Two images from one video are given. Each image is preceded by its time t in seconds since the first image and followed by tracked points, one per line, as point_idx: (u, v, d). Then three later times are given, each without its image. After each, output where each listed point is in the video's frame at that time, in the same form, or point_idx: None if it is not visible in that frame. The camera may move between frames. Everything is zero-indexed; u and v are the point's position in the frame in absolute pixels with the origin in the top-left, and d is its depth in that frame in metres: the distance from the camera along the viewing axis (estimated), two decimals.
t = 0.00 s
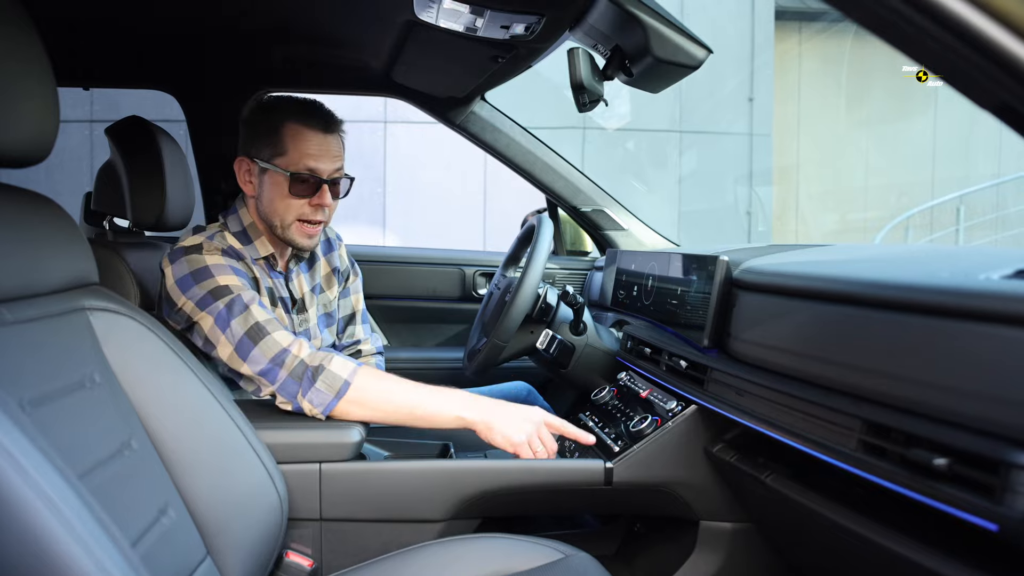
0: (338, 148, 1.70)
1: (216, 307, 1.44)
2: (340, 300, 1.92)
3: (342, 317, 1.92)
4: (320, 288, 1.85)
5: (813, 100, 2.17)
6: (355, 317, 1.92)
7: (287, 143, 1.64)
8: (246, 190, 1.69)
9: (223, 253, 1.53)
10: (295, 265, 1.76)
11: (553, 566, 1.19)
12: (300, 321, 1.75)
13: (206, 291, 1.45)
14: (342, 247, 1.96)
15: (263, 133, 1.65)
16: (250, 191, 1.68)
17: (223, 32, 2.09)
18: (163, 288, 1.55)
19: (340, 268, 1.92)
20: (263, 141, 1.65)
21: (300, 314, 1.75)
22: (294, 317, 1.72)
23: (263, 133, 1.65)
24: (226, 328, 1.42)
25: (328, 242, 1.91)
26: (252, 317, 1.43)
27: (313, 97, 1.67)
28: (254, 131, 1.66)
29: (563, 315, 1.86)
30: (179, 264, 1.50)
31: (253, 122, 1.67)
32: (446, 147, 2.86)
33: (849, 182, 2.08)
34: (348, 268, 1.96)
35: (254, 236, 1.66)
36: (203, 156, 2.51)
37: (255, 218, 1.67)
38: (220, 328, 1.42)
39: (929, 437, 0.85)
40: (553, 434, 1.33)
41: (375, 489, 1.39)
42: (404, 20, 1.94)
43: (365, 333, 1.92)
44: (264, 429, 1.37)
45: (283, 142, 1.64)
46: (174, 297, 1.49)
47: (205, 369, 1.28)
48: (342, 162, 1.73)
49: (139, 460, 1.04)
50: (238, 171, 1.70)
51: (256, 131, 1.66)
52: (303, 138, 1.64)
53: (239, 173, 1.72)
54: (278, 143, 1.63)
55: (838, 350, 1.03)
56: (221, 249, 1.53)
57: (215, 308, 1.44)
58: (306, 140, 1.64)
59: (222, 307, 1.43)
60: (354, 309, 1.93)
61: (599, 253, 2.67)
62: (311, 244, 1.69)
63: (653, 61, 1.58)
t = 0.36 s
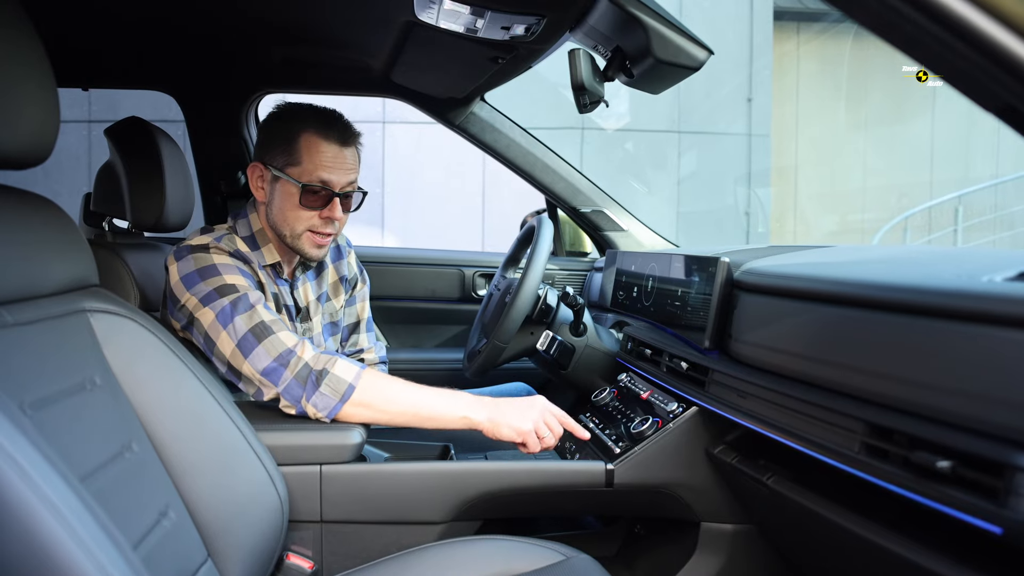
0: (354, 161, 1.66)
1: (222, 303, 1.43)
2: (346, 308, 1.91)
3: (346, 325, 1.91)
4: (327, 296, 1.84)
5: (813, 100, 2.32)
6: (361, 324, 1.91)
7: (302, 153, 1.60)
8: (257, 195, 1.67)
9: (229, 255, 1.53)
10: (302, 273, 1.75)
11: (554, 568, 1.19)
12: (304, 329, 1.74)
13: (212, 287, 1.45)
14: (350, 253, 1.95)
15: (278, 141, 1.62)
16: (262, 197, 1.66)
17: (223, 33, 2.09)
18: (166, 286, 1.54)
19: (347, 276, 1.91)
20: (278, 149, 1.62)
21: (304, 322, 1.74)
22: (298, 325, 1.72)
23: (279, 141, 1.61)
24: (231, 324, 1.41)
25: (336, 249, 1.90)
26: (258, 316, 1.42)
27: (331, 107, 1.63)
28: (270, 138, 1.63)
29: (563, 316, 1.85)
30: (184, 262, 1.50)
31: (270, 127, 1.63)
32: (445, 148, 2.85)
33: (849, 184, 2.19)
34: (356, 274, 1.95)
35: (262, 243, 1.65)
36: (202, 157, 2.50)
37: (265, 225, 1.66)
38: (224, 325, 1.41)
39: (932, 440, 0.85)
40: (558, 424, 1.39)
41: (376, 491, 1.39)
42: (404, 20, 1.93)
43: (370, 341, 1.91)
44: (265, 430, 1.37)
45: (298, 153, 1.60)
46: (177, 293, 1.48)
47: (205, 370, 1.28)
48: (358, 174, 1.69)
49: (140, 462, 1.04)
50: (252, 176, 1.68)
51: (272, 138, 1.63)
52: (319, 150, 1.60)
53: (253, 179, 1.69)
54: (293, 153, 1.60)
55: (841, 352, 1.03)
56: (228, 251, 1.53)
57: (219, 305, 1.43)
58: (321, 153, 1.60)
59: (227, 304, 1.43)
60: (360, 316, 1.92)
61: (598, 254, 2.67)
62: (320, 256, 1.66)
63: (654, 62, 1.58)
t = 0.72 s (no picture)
0: (307, 139, 1.57)
1: (207, 309, 1.41)
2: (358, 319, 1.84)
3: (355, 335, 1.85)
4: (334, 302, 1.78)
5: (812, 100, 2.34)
6: (372, 336, 1.87)
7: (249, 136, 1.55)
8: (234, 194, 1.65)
9: (219, 257, 1.50)
10: (301, 273, 1.69)
11: (555, 569, 1.18)
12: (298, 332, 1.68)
13: (197, 294, 1.43)
14: (367, 261, 1.89)
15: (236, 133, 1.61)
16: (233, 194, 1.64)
17: (222, 32, 2.08)
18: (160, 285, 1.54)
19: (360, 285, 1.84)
20: (234, 139, 1.60)
21: (299, 324, 1.69)
22: (291, 326, 1.68)
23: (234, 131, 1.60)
24: (217, 330, 1.40)
25: (350, 255, 1.84)
26: (244, 321, 1.40)
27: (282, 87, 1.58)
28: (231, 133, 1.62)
29: (563, 317, 1.85)
30: (172, 264, 1.48)
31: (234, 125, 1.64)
32: (445, 148, 2.85)
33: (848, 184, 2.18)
34: (371, 284, 1.88)
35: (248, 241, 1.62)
36: (201, 157, 2.50)
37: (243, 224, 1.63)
38: (212, 332, 1.40)
39: (936, 441, 0.85)
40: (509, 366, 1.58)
41: (376, 492, 1.39)
42: (404, 20, 1.93)
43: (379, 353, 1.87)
44: (265, 431, 1.36)
45: (246, 136, 1.56)
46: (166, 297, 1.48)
47: (203, 370, 1.27)
48: (316, 154, 1.58)
49: (140, 463, 1.03)
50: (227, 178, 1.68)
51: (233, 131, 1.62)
52: (264, 129, 1.55)
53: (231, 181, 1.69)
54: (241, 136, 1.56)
55: (843, 352, 1.03)
56: (217, 253, 1.50)
57: (205, 311, 1.41)
58: (261, 131, 1.54)
59: (212, 309, 1.41)
60: (372, 328, 1.87)
61: (598, 254, 2.67)
62: (282, 241, 1.55)
63: (654, 62, 1.57)
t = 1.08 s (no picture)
0: (310, 153, 1.53)
1: (206, 311, 1.40)
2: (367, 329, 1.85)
3: (363, 344, 1.85)
4: (342, 311, 1.77)
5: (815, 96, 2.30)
6: (380, 347, 1.86)
7: (252, 151, 1.53)
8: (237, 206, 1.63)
9: (219, 262, 1.49)
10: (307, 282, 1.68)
11: (556, 571, 1.17)
12: (303, 341, 1.67)
13: (197, 296, 1.42)
14: (380, 270, 1.87)
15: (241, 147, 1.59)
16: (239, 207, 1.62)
17: (220, 31, 2.07)
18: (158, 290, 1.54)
19: (370, 294, 1.83)
20: (240, 154, 1.58)
21: (304, 333, 1.67)
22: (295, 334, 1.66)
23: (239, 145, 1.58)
24: (217, 333, 1.39)
25: (361, 264, 1.82)
26: (243, 322, 1.39)
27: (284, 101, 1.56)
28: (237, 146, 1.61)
29: (563, 317, 1.85)
30: (172, 266, 1.48)
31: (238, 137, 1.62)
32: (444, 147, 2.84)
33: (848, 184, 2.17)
34: (382, 293, 1.87)
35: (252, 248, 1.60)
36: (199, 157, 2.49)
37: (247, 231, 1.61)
38: (212, 334, 1.39)
39: (941, 443, 0.85)
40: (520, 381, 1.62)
41: (376, 494, 1.38)
42: (403, 18, 1.92)
43: (386, 363, 1.86)
44: (264, 433, 1.36)
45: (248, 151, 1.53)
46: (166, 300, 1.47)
47: (203, 371, 1.26)
48: (319, 167, 1.55)
49: (138, 465, 1.03)
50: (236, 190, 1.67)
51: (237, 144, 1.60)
52: (267, 145, 1.52)
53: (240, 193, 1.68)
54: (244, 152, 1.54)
55: (846, 354, 1.02)
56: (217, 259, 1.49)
57: (205, 313, 1.40)
58: (264, 147, 1.51)
59: (212, 311, 1.40)
60: (380, 338, 1.86)
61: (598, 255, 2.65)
62: (284, 257, 1.52)
63: (655, 61, 1.57)
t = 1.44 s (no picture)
0: (319, 154, 1.53)
1: (205, 313, 1.40)
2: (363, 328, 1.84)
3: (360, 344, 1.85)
4: (338, 312, 1.77)
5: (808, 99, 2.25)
6: (376, 346, 1.87)
7: (259, 153, 1.51)
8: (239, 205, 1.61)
9: (216, 263, 1.49)
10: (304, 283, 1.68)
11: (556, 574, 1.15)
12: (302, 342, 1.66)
13: (194, 298, 1.42)
14: (376, 269, 1.86)
15: (242, 145, 1.55)
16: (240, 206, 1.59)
17: (218, 32, 2.07)
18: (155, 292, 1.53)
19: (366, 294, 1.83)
20: (241, 151, 1.55)
21: (302, 334, 1.67)
22: (294, 336, 1.65)
23: (241, 144, 1.55)
24: (215, 335, 1.38)
25: (357, 264, 1.82)
26: (241, 325, 1.39)
27: (289, 101, 1.54)
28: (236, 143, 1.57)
29: (562, 318, 1.85)
30: (170, 268, 1.48)
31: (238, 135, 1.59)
32: (442, 148, 2.83)
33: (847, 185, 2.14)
34: (377, 292, 1.86)
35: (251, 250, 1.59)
36: (197, 157, 2.48)
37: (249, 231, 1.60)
38: (209, 336, 1.39)
39: (941, 446, 0.84)
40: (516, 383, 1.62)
41: (374, 497, 1.38)
42: (402, 19, 1.91)
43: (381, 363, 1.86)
44: (261, 435, 1.35)
45: (254, 153, 1.51)
46: (163, 302, 1.47)
47: (200, 374, 1.25)
48: (328, 168, 1.55)
49: (134, 468, 1.02)
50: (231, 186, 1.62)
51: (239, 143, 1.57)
52: (275, 147, 1.50)
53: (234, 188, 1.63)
54: (251, 153, 1.52)
55: (846, 356, 1.02)
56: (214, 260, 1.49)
57: (203, 315, 1.40)
58: (273, 150, 1.50)
59: (209, 313, 1.40)
60: (376, 337, 1.86)
61: (596, 256, 2.65)
62: (296, 259, 1.54)
63: (654, 62, 1.56)
